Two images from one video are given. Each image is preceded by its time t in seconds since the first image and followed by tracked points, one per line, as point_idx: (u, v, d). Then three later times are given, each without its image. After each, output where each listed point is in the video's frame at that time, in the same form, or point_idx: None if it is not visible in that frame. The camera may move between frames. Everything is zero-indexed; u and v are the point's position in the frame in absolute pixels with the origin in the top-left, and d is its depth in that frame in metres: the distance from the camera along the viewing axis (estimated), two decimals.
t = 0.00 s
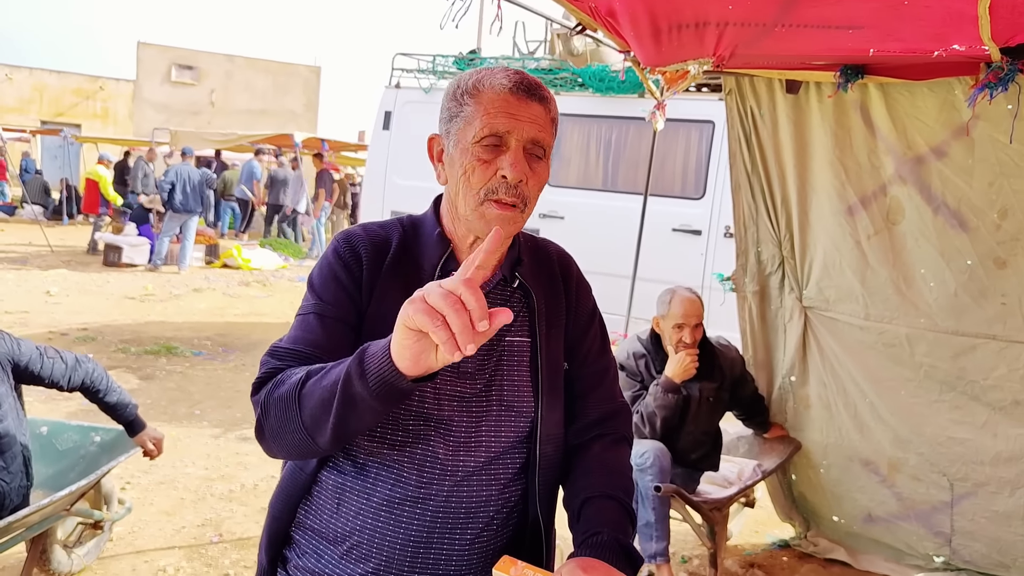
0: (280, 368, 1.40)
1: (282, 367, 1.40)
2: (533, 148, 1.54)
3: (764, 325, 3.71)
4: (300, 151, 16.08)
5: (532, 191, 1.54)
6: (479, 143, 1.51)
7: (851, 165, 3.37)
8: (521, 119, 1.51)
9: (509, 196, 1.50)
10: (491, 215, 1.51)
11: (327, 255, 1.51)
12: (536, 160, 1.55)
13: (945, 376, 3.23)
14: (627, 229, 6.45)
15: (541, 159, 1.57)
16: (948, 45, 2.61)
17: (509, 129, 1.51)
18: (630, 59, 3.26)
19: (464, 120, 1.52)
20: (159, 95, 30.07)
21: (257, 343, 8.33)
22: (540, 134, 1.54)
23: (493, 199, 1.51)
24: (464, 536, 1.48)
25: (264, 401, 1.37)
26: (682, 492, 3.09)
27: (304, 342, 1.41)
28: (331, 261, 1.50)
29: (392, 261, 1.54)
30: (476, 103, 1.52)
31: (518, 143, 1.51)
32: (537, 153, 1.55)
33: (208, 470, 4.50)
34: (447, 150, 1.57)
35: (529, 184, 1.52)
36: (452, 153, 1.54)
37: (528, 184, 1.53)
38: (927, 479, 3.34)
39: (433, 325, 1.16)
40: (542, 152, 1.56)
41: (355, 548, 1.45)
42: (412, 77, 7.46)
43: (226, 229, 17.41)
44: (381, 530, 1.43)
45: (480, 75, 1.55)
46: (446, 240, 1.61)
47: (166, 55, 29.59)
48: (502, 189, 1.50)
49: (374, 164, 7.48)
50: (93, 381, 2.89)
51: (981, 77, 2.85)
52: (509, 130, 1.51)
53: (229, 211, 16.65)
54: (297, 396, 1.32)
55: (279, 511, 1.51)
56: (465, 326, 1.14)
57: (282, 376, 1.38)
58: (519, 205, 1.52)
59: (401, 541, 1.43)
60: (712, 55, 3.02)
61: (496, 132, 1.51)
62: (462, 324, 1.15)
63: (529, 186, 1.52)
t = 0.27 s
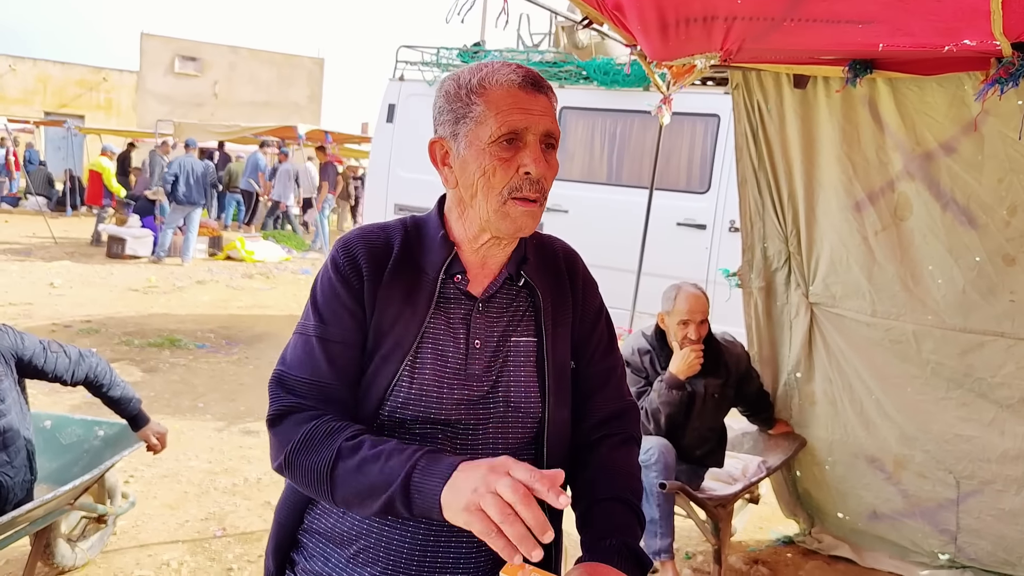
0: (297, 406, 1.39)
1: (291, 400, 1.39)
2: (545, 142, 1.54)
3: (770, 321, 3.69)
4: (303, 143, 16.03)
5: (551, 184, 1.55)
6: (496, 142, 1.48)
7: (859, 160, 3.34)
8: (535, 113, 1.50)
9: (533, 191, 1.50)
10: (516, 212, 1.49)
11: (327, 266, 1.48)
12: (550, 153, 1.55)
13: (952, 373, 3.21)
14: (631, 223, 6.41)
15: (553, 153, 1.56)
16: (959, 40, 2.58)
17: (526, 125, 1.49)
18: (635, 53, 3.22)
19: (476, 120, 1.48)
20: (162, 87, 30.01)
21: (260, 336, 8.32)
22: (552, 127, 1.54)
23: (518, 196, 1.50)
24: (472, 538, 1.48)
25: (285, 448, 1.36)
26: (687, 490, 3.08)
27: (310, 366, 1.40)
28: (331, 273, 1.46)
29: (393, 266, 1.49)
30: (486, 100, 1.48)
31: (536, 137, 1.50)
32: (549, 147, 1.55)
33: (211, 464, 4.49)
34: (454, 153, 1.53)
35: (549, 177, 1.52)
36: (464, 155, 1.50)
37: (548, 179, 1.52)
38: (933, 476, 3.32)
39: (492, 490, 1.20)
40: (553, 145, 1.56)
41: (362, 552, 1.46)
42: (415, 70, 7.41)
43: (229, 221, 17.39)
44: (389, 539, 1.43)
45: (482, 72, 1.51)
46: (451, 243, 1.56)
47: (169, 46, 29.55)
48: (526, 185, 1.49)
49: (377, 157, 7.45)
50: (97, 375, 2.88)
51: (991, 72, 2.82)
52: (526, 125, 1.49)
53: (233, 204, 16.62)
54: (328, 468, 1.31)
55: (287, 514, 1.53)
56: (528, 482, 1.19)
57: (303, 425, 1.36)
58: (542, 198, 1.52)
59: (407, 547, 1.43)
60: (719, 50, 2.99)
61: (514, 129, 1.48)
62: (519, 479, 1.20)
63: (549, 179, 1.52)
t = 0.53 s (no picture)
0: (347, 428, 1.36)
1: (336, 415, 1.37)
2: (536, 140, 1.53)
3: (771, 315, 3.68)
4: (304, 136, 16.00)
5: (546, 181, 1.53)
6: (485, 143, 1.48)
7: (861, 155, 3.33)
8: (523, 111, 1.49)
9: (525, 190, 1.49)
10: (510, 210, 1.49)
11: (340, 274, 1.46)
12: (542, 151, 1.53)
13: (954, 368, 3.21)
14: (632, 216, 6.40)
15: (546, 150, 1.55)
16: (962, 35, 2.57)
17: (514, 124, 1.49)
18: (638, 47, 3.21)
19: (464, 123, 1.49)
20: (162, 79, 29.95)
21: (261, 330, 8.32)
22: (542, 124, 1.53)
23: (510, 194, 1.49)
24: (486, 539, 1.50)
25: (347, 472, 1.33)
26: (688, 484, 3.10)
27: (349, 380, 1.38)
28: (348, 282, 1.44)
29: (406, 272, 1.48)
30: (473, 103, 1.48)
31: (524, 136, 1.50)
32: (541, 145, 1.53)
33: (214, 458, 4.50)
34: (448, 156, 1.53)
35: (542, 175, 1.51)
36: (455, 157, 1.51)
37: (540, 177, 1.51)
38: (934, 470, 3.33)
39: (575, 553, 1.25)
40: (546, 143, 1.54)
41: (380, 556, 1.47)
42: (416, 62, 7.39)
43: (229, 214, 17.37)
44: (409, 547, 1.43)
45: (470, 75, 1.52)
46: (459, 246, 1.54)
47: (168, 39, 29.50)
48: (517, 184, 1.48)
49: (378, 150, 7.44)
50: (100, 370, 2.86)
51: (996, 67, 2.80)
52: (514, 125, 1.49)
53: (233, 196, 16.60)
54: (395, 506, 1.29)
55: (303, 522, 1.52)
56: (609, 551, 1.27)
57: (362, 454, 1.33)
58: (536, 195, 1.50)
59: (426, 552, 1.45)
60: (722, 44, 2.97)
61: (502, 129, 1.48)
62: (595, 546, 1.28)
63: (542, 176, 1.51)
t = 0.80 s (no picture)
0: (364, 420, 1.36)
1: (351, 406, 1.37)
2: (533, 137, 1.53)
3: (770, 309, 3.69)
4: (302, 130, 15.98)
5: (536, 179, 1.54)
6: (479, 134, 1.51)
7: (859, 149, 3.34)
8: (520, 108, 1.50)
9: (509, 184, 1.50)
10: (494, 203, 1.50)
11: (349, 266, 1.46)
12: (538, 149, 1.54)
13: (951, 360, 3.23)
14: (631, 210, 6.40)
15: (545, 148, 1.55)
16: (960, 29, 2.58)
17: (507, 118, 1.50)
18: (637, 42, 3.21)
19: (464, 113, 1.52)
20: (160, 74, 29.89)
21: (260, 325, 8.33)
22: (541, 123, 1.53)
23: (495, 187, 1.50)
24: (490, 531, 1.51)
25: (364, 467, 1.33)
26: (687, 476, 3.12)
27: (364, 372, 1.38)
28: (357, 274, 1.44)
29: (412, 265, 1.48)
30: (476, 96, 1.51)
31: (518, 131, 1.51)
32: (539, 143, 1.54)
33: (214, 452, 4.52)
34: (451, 146, 1.57)
35: (531, 171, 1.52)
36: (456, 146, 1.55)
37: (529, 172, 1.51)
38: (932, 462, 3.35)
39: (578, 553, 1.26)
40: (544, 142, 1.54)
41: (386, 547, 1.48)
42: (414, 57, 7.38)
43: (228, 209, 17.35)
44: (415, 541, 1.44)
45: (480, 70, 1.55)
46: (462, 242, 1.55)
47: (166, 33, 29.44)
48: (502, 177, 1.50)
49: (377, 145, 7.43)
50: (101, 365, 2.87)
51: (993, 61, 2.81)
52: (508, 118, 1.50)
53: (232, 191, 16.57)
54: (406, 507, 1.29)
55: (312, 512, 1.53)
56: (610, 547, 1.28)
57: (377, 451, 1.33)
58: (521, 191, 1.51)
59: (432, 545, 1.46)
60: (720, 38, 2.97)
61: (495, 121, 1.50)
62: (597, 541, 1.29)
63: (531, 172, 1.52)
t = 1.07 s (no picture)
0: (370, 408, 1.37)
1: (356, 394, 1.38)
2: (549, 138, 1.54)
3: (767, 303, 3.70)
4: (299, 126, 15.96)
5: (546, 179, 1.54)
6: (496, 129, 1.53)
7: (857, 143, 3.35)
8: (539, 106, 1.51)
9: (520, 180, 1.51)
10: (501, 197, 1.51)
11: (358, 255, 1.46)
12: (553, 150, 1.54)
13: (948, 353, 3.25)
14: (629, 205, 6.41)
15: (559, 150, 1.56)
16: (956, 23, 2.59)
17: (525, 115, 1.51)
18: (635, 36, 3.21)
19: (484, 107, 1.54)
20: (156, 69, 29.81)
21: (259, 320, 8.33)
22: (558, 124, 1.54)
23: (505, 182, 1.51)
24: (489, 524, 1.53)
25: (368, 455, 1.33)
26: (685, 470, 3.13)
27: (370, 361, 1.39)
28: (366, 264, 1.45)
29: (421, 258, 1.49)
30: (498, 92, 1.53)
31: (534, 129, 1.52)
32: (554, 144, 1.55)
33: (214, 447, 4.53)
34: (469, 140, 1.59)
35: (542, 170, 1.52)
36: (473, 139, 1.56)
37: (540, 170, 1.52)
38: (928, 454, 3.37)
39: (577, 542, 1.28)
40: (559, 143, 1.55)
41: (386, 536, 1.49)
42: (412, 52, 7.38)
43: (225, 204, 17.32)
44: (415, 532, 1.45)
45: (503, 67, 1.56)
46: (472, 237, 1.55)
47: (162, 28, 29.35)
48: (514, 173, 1.50)
49: (375, 140, 7.42)
50: (101, 360, 2.87)
51: (990, 55, 2.83)
52: (525, 116, 1.51)
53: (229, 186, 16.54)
54: (409, 496, 1.30)
55: (314, 499, 1.54)
56: (609, 535, 1.30)
57: (382, 439, 1.34)
58: (530, 189, 1.51)
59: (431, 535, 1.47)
60: (718, 33, 2.97)
61: (512, 117, 1.52)
62: (596, 531, 1.31)
63: (543, 171, 1.52)
